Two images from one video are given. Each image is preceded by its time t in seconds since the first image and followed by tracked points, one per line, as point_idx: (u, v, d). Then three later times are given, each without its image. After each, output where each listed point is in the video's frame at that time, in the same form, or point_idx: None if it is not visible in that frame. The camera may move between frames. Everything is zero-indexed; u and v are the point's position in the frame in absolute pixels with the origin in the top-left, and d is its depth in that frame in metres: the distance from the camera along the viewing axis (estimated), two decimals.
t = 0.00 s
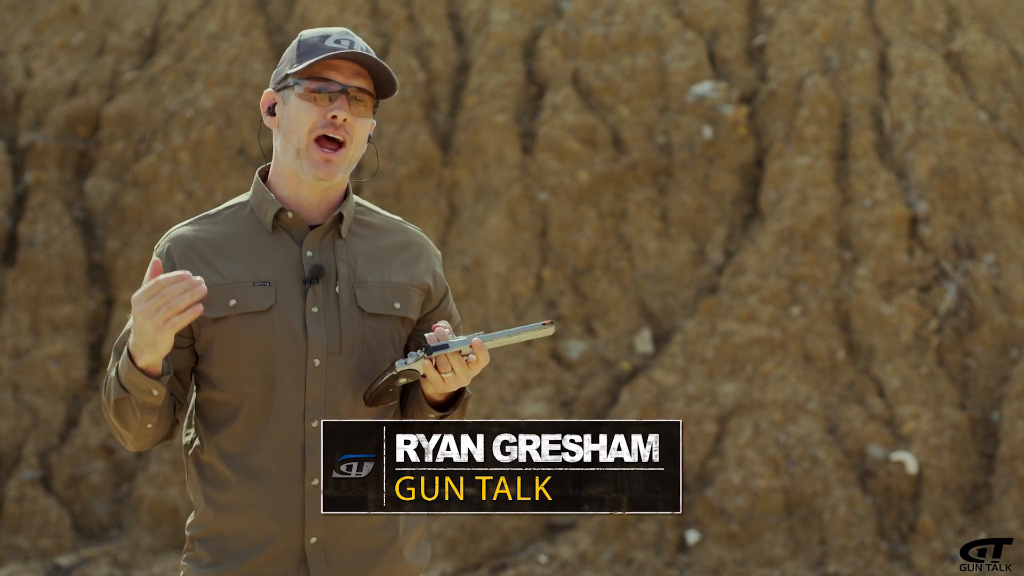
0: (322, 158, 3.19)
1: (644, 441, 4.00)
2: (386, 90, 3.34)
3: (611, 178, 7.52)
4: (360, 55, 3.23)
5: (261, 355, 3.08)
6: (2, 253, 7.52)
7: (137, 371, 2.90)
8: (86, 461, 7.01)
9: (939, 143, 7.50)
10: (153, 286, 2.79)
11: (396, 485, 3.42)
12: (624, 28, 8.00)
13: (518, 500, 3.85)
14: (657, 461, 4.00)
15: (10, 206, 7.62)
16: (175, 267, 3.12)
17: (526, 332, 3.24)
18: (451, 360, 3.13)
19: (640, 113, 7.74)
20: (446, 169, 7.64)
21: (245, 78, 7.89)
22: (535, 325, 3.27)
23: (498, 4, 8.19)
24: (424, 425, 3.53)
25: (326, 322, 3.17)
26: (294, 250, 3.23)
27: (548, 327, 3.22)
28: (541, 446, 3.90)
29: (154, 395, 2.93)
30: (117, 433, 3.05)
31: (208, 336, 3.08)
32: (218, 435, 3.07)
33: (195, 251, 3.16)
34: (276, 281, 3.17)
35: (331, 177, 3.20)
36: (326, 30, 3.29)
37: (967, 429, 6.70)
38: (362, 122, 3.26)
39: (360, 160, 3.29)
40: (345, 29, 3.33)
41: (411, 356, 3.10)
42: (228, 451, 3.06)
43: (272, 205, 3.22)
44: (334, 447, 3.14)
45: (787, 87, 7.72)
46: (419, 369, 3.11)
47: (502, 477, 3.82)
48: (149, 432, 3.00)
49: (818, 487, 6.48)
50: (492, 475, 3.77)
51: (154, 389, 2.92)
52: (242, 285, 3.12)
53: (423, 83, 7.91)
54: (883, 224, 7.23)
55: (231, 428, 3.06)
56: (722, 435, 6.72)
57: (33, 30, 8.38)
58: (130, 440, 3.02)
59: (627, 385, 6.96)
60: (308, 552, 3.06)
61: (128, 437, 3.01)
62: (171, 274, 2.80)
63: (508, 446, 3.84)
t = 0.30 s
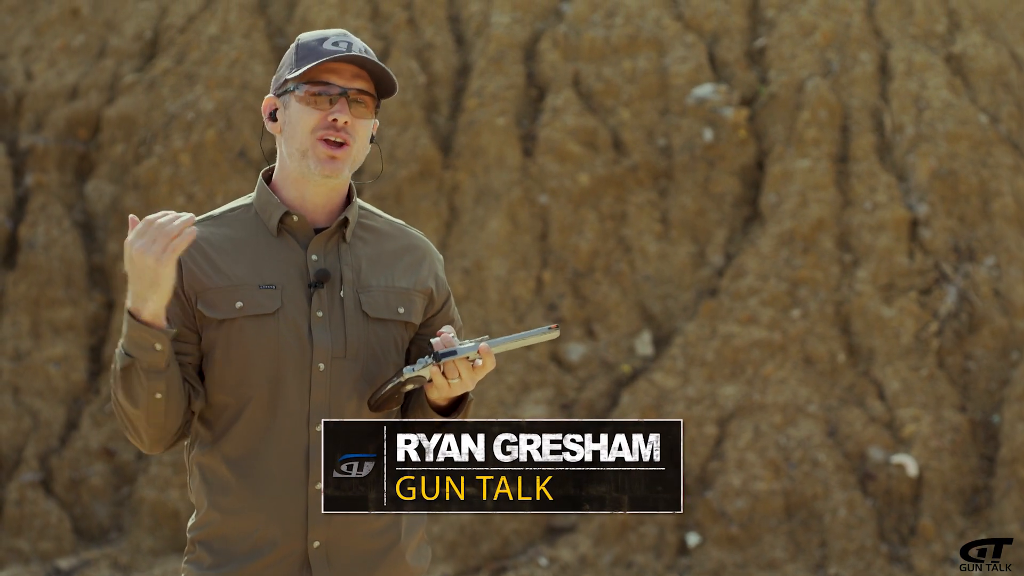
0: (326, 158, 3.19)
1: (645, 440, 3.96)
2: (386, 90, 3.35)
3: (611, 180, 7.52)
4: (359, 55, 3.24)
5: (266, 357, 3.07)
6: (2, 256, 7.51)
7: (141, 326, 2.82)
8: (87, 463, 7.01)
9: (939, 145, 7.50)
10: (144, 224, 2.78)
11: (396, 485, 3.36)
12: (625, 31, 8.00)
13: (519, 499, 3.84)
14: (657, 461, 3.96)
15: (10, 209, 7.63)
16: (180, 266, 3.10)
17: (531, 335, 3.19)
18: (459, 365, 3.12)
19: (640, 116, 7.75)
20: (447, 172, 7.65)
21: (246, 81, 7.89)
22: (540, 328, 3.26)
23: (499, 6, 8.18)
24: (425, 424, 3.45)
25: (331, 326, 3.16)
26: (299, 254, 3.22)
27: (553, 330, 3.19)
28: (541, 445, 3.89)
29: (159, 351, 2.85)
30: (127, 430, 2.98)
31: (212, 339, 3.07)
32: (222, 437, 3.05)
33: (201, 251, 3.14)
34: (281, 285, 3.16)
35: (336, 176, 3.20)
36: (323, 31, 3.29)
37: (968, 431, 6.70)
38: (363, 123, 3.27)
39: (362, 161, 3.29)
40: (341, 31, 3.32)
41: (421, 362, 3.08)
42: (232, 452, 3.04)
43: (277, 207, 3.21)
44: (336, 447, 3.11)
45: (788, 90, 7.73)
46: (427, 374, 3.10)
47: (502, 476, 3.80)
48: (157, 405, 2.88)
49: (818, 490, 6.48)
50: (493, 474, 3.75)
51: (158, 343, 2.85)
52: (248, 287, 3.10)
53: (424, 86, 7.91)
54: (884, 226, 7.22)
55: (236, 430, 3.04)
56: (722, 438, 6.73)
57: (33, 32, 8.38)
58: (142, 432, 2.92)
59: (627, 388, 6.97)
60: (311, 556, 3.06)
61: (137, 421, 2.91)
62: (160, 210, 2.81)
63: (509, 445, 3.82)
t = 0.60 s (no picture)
0: (310, 157, 3.16)
1: (646, 440, 3.81)
2: (387, 96, 3.30)
3: (613, 184, 7.53)
4: (353, 58, 3.21)
5: (274, 365, 3.06)
6: (3, 259, 7.51)
7: (226, 453, 2.87)
8: (89, 466, 7.01)
9: (940, 148, 7.50)
10: (297, 419, 2.77)
11: (396, 485, 3.37)
12: (626, 34, 8.01)
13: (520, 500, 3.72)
14: (659, 460, 3.82)
15: (11, 211, 7.63)
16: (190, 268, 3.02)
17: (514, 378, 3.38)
18: (438, 402, 3.18)
19: (641, 119, 7.76)
20: (448, 174, 7.65)
21: (247, 83, 7.90)
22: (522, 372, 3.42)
23: (501, 10, 8.20)
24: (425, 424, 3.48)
25: (339, 334, 3.15)
26: (308, 260, 3.19)
27: (537, 375, 3.38)
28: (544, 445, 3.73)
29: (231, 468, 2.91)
30: (137, 450, 2.95)
31: (220, 344, 3.04)
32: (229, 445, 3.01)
33: (210, 253, 3.06)
34: (290, 291, 3.12)
35: (319, 176, 3.16)
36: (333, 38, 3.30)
37: (969, 434, 6.70)
38: (354, 127, 3.23)
39: (355, 164, 3.24)
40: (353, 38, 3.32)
41: (401, 395, 3.13)
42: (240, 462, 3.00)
43: (287, 213, 3.17)
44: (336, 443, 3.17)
45: (790, 93, 7.73)
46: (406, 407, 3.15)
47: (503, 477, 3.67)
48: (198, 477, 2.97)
49: (819, 493, 6.48)
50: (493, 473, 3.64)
51: (234, 465, 2.90)
52: (257, 294, 3.05)
53: (426, 89, 7.91)
54: (885, 229, 7.23)
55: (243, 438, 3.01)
56: (724, 441, 6.72)
57: (35, 35, 8.39)
58: (157, 464, 2.95)
59: (629, 391, 6.98)
60: (318, 564, 3.05)
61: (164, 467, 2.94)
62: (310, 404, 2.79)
63: (511, 445, 3.69)
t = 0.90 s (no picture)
0: (331, 167, 3.13)
1: (650, 435, 3.19)
2: (393, 96, 3.27)
3: (615, 184, 7.52)
4: (363, 62, 3.17)
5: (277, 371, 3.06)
6: (6, 260, 7.53)
7: (221, 440, 2.87)
8: (91, 467, 7.01)
9: (943, 149, 7.50)
10: (284, 399, 2.75)
11: (397, 485, 3.15)
12: (628, 35, 8.01)
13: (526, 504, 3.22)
14: (663, 459, 3.18)
15: (13, 212, 7.64)
16: (192, 271, 3.03)
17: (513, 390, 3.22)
18: (436, 410, 3.15)
19: (643, 120, 7.75)
20: (450, 175, 7.65)
21: (249, 84, 7.90)
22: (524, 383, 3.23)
23: (503, 11, 8.21)
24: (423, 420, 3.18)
25: (342, 340, 3.15)
26: (311, 264, 3.18)
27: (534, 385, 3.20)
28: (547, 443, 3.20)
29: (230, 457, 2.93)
30: (140, 445, 2.99)
31: (221, 347, 3.04)
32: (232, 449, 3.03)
33: (212, 255, 3.06)
34: (293, 296, 3.12)
35: (340, 186, 3.14)
36: (333, 36, 3.23)
37: (972, 435, 6.70)
38: (371, 131, 3.20)
39: (368, 169, 3.23)
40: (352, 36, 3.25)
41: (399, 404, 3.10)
42: (241, 465, 3.02)
43: (291, 217, 3.16)
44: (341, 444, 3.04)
45: (792, 94, 7.73)
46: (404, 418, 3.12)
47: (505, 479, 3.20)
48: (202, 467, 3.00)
49: (821, 494, 6.47)
50: (492, 474, 3.19)
51: (232, 454, 2.92)
52: (260, 298, 3.06)
53: (428, 89, 7.91)
54: (887, 230, 7.22)
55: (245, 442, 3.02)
56: (726, 442, 6.72)
57: (38, 36, 8.41)
58: (160, 458, 2.98)
59: (631, 392, 6.97)
60: (318, 568, 3.05)
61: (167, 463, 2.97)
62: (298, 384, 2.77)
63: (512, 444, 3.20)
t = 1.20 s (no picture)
0: (321, 168, 3.14)
1: (651, 436, 3.24)
2: (388, 95, 3.24)
3: (618, 185, 7.52)
4: (353, 63, 3.15)
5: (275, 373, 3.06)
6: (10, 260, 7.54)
7: (218, 434, 2.87)
8: (94, 467, 7.01)
9: (946, 149, 7.50)
10: (272, 387, 2.74)
11: (397, 485, 3.16)
12: (631, 35, 8.01)
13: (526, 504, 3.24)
14: (663, 459, 3.22)
15: (17, 213, 7.65)
16: (191, 272, 3.04)
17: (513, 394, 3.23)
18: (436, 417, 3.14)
19: (646, 120, 7.76)
20: (453, 176, 7.65)
21: (252, 85, 7.89)
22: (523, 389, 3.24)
23: (506, 11, 8.21)
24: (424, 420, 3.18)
25: (340, 342, 3.13)
26: (310, 265, 3.17)
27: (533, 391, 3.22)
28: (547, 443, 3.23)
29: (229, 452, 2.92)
30: (144, 446, 3.01)
31: (220, 349, 3.05)
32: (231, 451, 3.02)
33: (211, 256, 3.07)
34: (291, 297, 3.12)
35: (331, 187, 3.15)
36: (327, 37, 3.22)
37: (975, 436, 6.70)
38: (362, 131, 3.19)
39: (363, 169, 3.22)
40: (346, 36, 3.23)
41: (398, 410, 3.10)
42: (240, 465, 3.01)
43: (289, 218, 3.16)
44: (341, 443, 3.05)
45: (795, 94, 7.73)
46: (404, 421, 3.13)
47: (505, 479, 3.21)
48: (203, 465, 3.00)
49: (825, 494, 6.47)
50: (493, 474, 3.21)
51: (229, 448, 2.92)
52: (257, 300, 3.06)
53: (431, 90, 7.92)
54: (890, 231, 7.22)
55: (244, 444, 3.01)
56: (729, 442, 6.72)
57: (40, 36, 8.41)
58: (163, 459, 2.99)
59: (634, 392, 6.97)
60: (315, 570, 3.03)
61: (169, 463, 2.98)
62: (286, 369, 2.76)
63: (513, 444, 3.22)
